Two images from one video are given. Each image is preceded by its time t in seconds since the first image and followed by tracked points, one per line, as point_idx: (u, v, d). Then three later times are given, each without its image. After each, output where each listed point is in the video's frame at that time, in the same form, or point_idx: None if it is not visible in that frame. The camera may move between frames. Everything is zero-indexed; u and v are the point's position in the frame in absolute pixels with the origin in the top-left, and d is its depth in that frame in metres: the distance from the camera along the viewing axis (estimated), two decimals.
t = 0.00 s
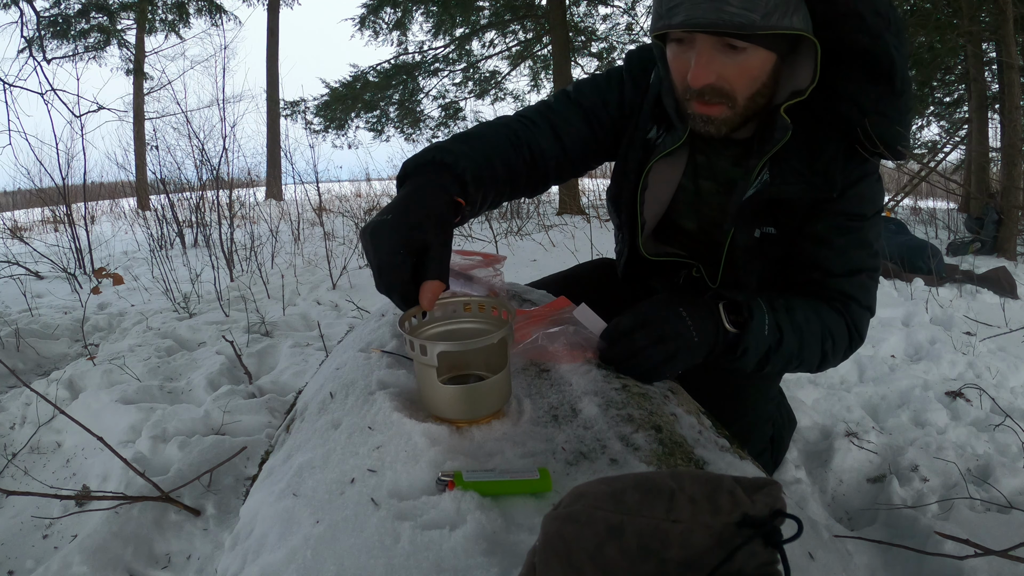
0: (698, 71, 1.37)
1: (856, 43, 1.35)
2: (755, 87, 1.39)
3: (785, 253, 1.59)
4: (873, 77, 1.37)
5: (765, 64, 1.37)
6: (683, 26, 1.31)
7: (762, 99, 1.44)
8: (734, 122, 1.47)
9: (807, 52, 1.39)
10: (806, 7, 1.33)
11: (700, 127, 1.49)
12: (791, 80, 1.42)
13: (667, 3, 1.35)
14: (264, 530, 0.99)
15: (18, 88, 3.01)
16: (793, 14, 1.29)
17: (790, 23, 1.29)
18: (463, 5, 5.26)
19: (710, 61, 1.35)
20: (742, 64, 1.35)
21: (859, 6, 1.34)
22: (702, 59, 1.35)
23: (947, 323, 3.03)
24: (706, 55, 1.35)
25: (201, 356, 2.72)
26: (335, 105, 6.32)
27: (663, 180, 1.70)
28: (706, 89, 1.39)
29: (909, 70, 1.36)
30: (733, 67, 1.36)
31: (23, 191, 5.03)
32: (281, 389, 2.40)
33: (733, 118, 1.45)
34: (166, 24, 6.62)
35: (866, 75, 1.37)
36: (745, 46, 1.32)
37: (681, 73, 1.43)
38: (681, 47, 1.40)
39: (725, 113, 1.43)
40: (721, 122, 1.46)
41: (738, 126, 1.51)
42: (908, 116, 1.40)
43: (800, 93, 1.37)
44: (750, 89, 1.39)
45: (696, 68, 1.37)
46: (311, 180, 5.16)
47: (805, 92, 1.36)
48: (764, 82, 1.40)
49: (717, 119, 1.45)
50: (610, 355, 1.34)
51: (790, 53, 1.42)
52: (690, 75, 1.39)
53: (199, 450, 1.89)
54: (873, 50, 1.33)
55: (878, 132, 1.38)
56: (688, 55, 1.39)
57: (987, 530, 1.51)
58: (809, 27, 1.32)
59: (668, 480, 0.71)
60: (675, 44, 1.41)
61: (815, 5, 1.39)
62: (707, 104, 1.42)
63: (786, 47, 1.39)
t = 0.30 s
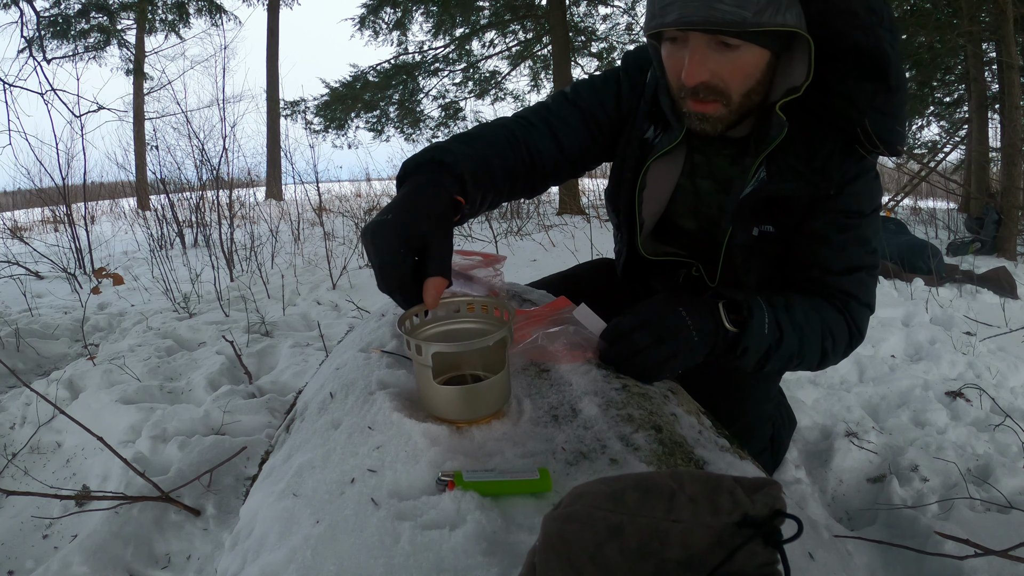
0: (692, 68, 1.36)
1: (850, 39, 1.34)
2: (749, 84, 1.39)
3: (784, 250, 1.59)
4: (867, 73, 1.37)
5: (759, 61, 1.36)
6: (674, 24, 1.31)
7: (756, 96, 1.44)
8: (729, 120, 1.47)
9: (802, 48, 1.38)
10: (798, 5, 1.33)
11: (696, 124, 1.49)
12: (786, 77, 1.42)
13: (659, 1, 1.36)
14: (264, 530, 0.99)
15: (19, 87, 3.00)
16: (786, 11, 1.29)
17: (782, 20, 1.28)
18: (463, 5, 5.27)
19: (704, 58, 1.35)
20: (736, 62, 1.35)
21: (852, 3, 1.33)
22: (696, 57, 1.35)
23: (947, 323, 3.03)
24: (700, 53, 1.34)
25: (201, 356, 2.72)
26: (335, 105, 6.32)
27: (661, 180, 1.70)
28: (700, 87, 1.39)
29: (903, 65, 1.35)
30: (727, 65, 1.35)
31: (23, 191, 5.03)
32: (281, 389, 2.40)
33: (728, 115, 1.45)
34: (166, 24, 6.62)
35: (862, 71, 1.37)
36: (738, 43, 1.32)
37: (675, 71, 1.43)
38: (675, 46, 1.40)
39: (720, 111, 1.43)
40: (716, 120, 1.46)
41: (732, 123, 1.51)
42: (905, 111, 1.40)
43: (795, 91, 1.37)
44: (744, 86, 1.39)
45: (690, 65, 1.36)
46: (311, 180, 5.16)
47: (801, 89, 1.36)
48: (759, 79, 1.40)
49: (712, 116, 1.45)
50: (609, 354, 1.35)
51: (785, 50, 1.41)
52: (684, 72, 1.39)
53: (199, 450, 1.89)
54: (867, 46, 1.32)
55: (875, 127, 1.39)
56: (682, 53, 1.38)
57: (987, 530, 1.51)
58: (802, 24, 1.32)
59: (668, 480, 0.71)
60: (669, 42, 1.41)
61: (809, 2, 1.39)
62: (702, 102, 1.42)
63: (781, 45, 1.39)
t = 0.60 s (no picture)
0: (680, 63, 1.37)
1: (840, 32, 1.34)
2: (739, 78, 1.39)
3: (784, 247, 1.58)
4: (860, 66, 1.36)
5: (749, 54, 1.36)
6: (661, 19, 1.32)
7: (747, 89, 1.43)
8: (720, 114, 1.47)
9: (792, 41, 1.37)
10: None
11: (687, 119, 1.50)
12: (778, 71, 1.41)
13: None
14: (264, 530, 0.99)
15: (18, 87, 3.00)
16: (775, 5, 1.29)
17: (770, 13, 1.29)
18: (463, 5, 5.27)
19: (692, 53, 1.35)
20: (724, 55, 1.34)
21: None
22: (684, 51, 1.35)
23: (947, 324, 3.03)
24: (688, 47, 1.34)
25: (201, 356, 2.72)
26: (335, 105, 6.32)
27: (659, 178, 1.70)
28: (689, 81, 1.39)
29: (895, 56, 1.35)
30: (716, 59, 1.35)
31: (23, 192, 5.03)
32: (281, 389, 2.40)
33: (719, 109, 1.46)
34: (166, 24, 6.63)
35: (853, 64, 1.37)
36: (726, 37, 1.32)
37: (665, 66, 1.44)
38: (665, 40, 1.40)
39: (711, 105, 1.44)
40: (706, 114, 1.46)
41: (724, 117, 1.51)
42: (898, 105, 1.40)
43: (785, 86, 1.36)
44: (733, 80, 1.39)
45: (678, 60, 1.37)
46: (311, 180, 5.16)
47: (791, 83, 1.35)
48: (748, 72, 1.40)
49: (703, 110, 1.45)
50: (609, 354, 1.35)
51: (777, 43, 1.40)
52: (673, 68, 1.40)
53: (199, 450, 1.89)
54: (858, 39, 1.32)
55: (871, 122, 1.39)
56: (671, 48, 1.39)
57: (987, 530, 1.51)
58: (791, 17, 1.32)
59: (668, 480, 0.71)
60: (658, 37, 1.41)
61: None
62: (692, 96, 1.42)
63: (772, 38, 1.38)
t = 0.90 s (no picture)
0: (655, 47, 1.42)
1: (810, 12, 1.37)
2: (714, 60, 1.42)
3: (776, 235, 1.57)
4: (835, 44, 1.38)
5: (722, 36, 1.38)
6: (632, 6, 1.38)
7: (725, 72, 1.46)
8: (700, 97, 1.51)
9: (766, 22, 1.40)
10: None
11: (668, 102, 1.54)
12: (756, 53, 1.44)
13: None
14: (264, 530, 0.99)
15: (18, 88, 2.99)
16: None
17: None
18: (463, 5, 5.27)
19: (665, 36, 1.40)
20: (698, 38, 1.38)
21: None
22: (657, 36, 1.40)
23: (947, 324, 3.03)
24: (661, 32, 1.39)
25: (201, 356, 2.72)
26: (335, 105, 6.31)
27: (649, 171, 1.77)
28: (664, 65, 1.44)
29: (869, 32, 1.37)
30: (690, 42, 1.39)
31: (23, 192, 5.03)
32: (281, 389, 2.40)
33: (699, 92, 1.49)
34: (166, 24, 6.62)
35: (830, 45, 1.37)
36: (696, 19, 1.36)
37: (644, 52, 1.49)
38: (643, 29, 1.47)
39: (689, 88, 1.47)
40: (685, 97, 1.50)
41: (705, 100, 1.54)
42: (879, 86, 1.40)
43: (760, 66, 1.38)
44: (709, 61, 1.42)
45: (652, 44, 1.42)
46: (311, 180, 5.15)
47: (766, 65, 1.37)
48: (724, 54, 1.43)
49: (682, 93, 1.49)
50: (610, 354, 1.34)
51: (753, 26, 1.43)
52: (650, 53, 1.46)
53: (199, 450, 1.89)
54: (829, 16, 1.35)
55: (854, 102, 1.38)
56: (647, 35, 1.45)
57: (987, 531, 1.51)
58: None
59: (668, 480, 0.71)
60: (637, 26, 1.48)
61: None
62: (670, 80, 1.47)
63: (747, 19, 1.40)
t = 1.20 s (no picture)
0: (636, 40, 1.52)
1: None
2: (691, 45, 1.50)
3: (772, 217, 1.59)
4: (802, 21, 1.42)
5: (695, 22, 1.47)
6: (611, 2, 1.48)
7: (704, 55, 1.54)
8: (684, 81, 1.58)
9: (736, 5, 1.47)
10: None
11: (655, 91, 1.61)
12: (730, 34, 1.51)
13: None
14: (264, 530, 0.99)
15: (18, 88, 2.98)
16: None
17: None
18: (463, 5, 5.27)
19: (644, 28, 1.49)
20: (672, 25, 1.47)
21: None
22: (634, 28, 1.50)
23: (947, 324, 3.03)
24: (637, 24, 1.49)
25: (201, 356, 2.72)
26: (335, 105, 6.31)
27: (642, 163, 1.82)
28: (647, 56, 1.53)
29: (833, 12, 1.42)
30: (665, 30, 1.48)
31: (23, 192, 5.03)
32: (281, 389, 2.40)
33: (683, 77, 1.56)
34: (166, 24, 6.63)
35: (799, 24, 1.42)
36: (670, 10, 1.45)
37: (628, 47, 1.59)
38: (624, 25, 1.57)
39: (673, 74, 1.55)
40: (670, 83, 1.58)
41: (690, 86, 1.61)
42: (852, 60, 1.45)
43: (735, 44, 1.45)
44: (688, 47, 1.51)
45: (634, 38, 1.52)
46: (311, 180, 5.16)
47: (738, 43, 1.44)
48: (700, 39, 1.51)
49: (667, 80, 1.57)
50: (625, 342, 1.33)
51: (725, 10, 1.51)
52: (633, 47, 1.55)
53: (199, 450, 1.89)
54: None
55: (830, 76, 1.43)
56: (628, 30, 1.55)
57: (988, 531, 1.51)
58: None
59: (667, 479, 0.71)
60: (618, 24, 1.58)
61: None
62: (654, 69, 1.55)
63: (718, 5, 1.48)
